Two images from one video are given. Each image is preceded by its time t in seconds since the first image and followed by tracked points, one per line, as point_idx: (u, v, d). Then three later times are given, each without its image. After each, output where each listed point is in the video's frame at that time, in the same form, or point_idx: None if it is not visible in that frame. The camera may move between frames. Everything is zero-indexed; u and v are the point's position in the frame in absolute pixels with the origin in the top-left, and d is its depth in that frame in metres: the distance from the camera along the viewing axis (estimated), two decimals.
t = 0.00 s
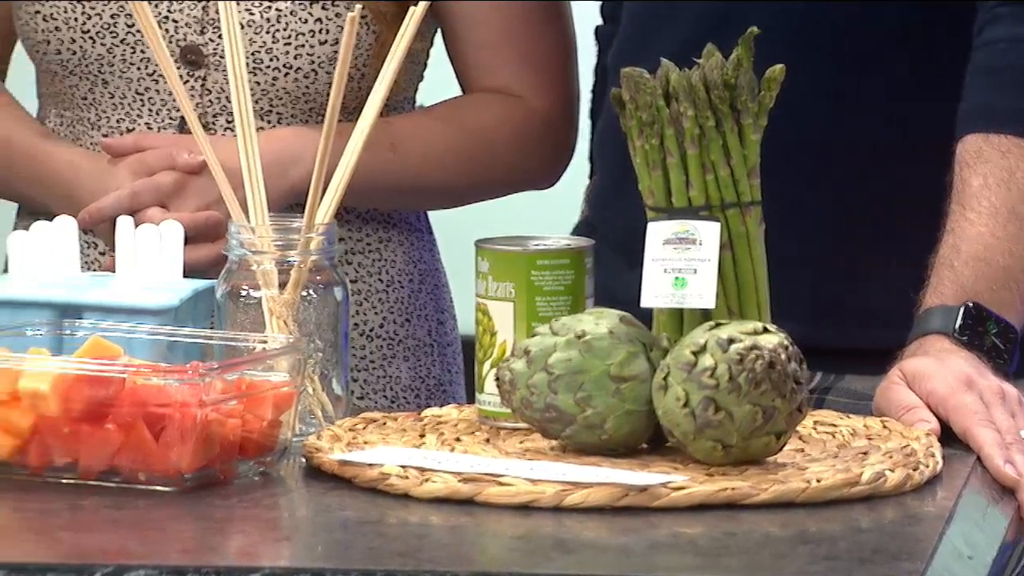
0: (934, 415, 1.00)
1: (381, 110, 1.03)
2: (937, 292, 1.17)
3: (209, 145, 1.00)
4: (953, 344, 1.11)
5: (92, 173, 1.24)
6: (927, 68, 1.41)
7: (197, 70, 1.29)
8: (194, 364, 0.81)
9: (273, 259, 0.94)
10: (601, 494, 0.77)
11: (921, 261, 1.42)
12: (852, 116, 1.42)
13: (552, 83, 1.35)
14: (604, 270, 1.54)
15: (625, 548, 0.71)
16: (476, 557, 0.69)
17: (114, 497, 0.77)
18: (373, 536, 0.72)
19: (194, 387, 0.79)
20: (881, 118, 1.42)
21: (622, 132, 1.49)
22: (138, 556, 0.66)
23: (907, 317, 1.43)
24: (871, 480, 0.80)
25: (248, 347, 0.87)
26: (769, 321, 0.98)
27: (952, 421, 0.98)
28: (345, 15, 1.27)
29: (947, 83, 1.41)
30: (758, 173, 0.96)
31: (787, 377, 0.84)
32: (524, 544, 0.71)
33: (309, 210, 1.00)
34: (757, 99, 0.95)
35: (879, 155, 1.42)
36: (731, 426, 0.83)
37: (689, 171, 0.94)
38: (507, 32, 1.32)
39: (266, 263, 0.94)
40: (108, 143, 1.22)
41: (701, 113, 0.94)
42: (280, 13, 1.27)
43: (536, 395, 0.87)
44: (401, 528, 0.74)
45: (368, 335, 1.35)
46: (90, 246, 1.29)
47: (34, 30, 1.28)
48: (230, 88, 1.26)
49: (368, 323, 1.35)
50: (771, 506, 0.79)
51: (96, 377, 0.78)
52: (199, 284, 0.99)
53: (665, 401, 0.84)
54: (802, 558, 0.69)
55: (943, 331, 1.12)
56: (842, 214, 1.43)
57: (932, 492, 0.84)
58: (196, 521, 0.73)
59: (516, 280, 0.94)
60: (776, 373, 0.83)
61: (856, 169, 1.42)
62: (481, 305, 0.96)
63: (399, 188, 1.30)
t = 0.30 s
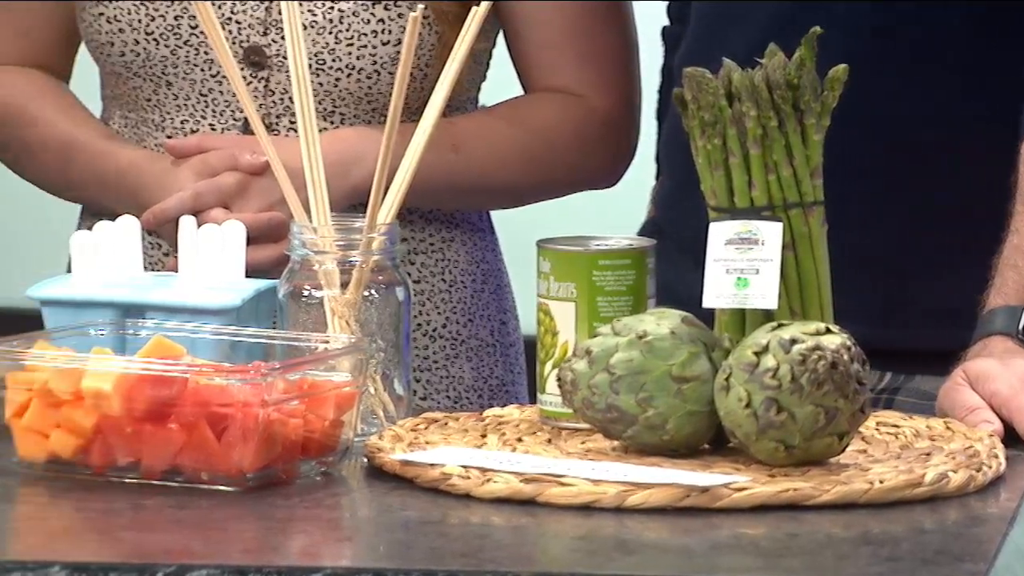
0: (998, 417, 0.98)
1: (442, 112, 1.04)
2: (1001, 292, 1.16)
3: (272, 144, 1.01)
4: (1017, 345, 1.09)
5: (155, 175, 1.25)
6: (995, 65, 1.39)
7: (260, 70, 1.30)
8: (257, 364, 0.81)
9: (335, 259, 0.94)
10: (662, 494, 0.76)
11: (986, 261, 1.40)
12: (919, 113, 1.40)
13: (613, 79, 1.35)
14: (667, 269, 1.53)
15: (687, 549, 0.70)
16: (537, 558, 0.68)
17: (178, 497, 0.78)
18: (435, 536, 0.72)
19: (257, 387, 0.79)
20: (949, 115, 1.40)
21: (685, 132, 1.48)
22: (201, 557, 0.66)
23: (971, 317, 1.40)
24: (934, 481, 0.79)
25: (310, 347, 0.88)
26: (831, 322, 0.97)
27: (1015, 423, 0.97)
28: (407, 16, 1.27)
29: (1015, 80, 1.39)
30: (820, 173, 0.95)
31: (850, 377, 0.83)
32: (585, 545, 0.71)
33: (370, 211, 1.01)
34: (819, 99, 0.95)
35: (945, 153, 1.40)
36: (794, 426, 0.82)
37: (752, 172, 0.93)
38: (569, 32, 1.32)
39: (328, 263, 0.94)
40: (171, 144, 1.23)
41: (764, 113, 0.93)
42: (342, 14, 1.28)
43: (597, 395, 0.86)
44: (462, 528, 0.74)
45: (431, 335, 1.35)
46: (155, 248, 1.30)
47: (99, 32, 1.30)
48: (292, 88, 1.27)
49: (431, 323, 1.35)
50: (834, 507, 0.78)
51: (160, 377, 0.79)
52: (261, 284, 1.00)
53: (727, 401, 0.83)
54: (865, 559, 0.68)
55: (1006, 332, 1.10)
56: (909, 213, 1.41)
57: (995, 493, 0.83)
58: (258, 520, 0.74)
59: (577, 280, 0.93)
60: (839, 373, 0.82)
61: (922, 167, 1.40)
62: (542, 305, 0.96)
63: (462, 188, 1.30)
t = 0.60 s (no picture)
0: None
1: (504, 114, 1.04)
2: None
3: (335, 146, 1.01)
4: None
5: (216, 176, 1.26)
6: None
7: (321, 72, 1.31)
8: (321, 364, 0.82)
9: (397, 259, 0.95)
10: (724, 495, 0.76)
11: None
12: (985, 112, 1.39)
13: (673, 78, 1.34)
14: (731, 270, 1.52)
15: (749, 550, 0.70)
16: (599, 558, 0.68)
17: (241, 497, 0.79)
18: (496, 536, 0.72)
19: (319, 387, 0.79)
20: (1014, 114, 1.38)
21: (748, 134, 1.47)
22: (263, 556, 0.67)
23: None
24: (997, 483, 0.78)
25: (372, 347, 0.89)
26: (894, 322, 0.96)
27: None
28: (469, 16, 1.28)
29: None
30: (884, 173, 0.94)
31: (913, 378, 0.82)
32: (647, 545, 0.71)
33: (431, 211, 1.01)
34: (883, 99, 0.94)
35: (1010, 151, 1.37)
36: (857, 427, 0.81)
37: (815, 172, 0.92)
38: (629, 31, 1.32)
39: (390, 263, 0.95)
40: (232, 145, 1.24)
41: (827, 113, 0.93)
42: (404, 14, 1.28)
43: (659, 395, 0.86)
44: (524, 528, 0.74)
45: (492, 335, 1.35)
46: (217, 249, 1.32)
47: (162, 33, 1.32)
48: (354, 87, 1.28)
49: (492, 323, 1.35)
50: (897, 508, 0.77)
51: (223, 377, 0.80)
52: (323, 284, 1.01)
53: (789, 402, 0.82)
54: (928, 561, 0.68)
55: None
56: (973, 213, 1.39)
57: None
58: (319, 520, 0.74)
59: (640, 280, 0.93)
60: (902, 375, 0.81)
61: (986, 166, 1.38)
62: (605, 305, 0.95)
63: (522, 189, 1.30)
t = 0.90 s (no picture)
0: None
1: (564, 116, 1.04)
2: None
3: (397, 149, 1.02)
4: None
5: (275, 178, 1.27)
6: None
7: (381, 74, 1.32)
8: (383, 364, 0.83)
9: (458, 259, 0.95)
10: (785, 496, 0.76)
11: None
12: None
13: (730, 81, 1.33)
14: (793, 271, 1.51)
15: (810, 550, 0.69)
16: (660, 559, 0.68)
17: (303, 497, 0.79)
18: (557, 537, 0.72)
19: (380, 387, 0.80)
20: None
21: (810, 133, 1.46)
22: (324, 556, 0.67)
23: None
24: None
25: (433, 347, 0.89)
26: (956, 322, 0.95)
27: None
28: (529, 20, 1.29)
29: None
30: (947, 174, 0.93)
31: (975, 379, 0.81)
32: (708, 546, 0.71)
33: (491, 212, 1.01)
34: (945, 99, 0.92)
35: None
36: (918, 428, 0.80)
37: (877, 172, 0.92)
38: (688, 33, 1.31)
39: (451, 263, 0.95)
40: (292, 150, 1.26)
41: (889, 114, 0.92)
42: (464, 18, 1.29)
43: (720, 396, 0.85)
44: (584, 528, 0.74)
45: (551, 337, 1.35)
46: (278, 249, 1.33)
47: (224, 35, 1.34)
48: (415, 88, 1.29)
49: (552, 325, 1.35)
50: (959, 510, 0.76)
51: (285, 378, 0.80)
52: (384, 284, 1.02)
53: (851, 403, 0.82)
54: (991, 561, 0.67)
55: None
56: None
57: None
58: (380, 520, 0.75)
59: (701, 280, 0.93)
60: (964, 375, 0.81)
61: None
62: (665, 305, 0.95)
63: (580, 193, 1.31)
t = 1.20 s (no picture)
0: None
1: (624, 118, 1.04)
2: None
3: (459, 150, 1.03)
4: None
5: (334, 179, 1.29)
6: None
7: (441, 75, 1.33)
8: (444, 364, 0.83)
9: (519, 258, 0.96)
10: (846, 496, 0.76)
11: None
12: None
13: (788, 81, 1.32)
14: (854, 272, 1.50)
15: (871, 552, 0.69)
16: (720, 560, 0.68)
17: (363, 496, 0.80)
18: (617, 537, 0.73)
19: (440, 387, 0.81)
20: None
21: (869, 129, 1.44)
22: (384, 556, 0.68)
23: None
24: None
25: (493, 347, 0.90)
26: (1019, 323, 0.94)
27: None
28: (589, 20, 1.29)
29: None
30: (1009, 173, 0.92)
31: None
32: (769, 547, 0.71)
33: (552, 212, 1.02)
34: (1008, 98, 0.91)
35: None
36: (980, 429, 0.80)
37: (938, 171, 0.91)
38: (749, 33, 1.31)
39: (511, 263, 0.96)
40: (351, 150, 1.27)
41: (951, 113, 0.91)
42: (524, 18, 1.30)
43: (781, 396, 0.85)
44: (645, 529, 0.74)
45: (611, 337, 1.35)
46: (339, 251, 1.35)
47: (284, 37, 1.36)
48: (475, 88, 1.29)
49: (612, 325, 1.35)
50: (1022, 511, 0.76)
51: (346, 378, 0.81)
52: (444, 284, 1.02)
53: (912, 403, 0.82)
54: None
55: None
56: None
57: None
58: (441, 520, 0.75)
59: (762, 281, 0.93)
60: None
61: None
62: (726, 306, 0.95)
63: (639, 193, 1.31)
